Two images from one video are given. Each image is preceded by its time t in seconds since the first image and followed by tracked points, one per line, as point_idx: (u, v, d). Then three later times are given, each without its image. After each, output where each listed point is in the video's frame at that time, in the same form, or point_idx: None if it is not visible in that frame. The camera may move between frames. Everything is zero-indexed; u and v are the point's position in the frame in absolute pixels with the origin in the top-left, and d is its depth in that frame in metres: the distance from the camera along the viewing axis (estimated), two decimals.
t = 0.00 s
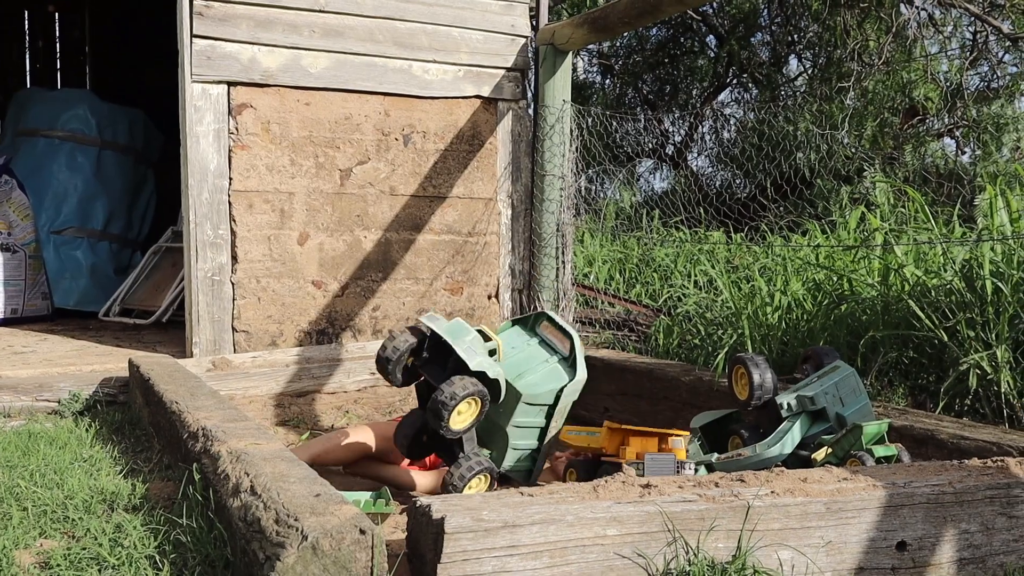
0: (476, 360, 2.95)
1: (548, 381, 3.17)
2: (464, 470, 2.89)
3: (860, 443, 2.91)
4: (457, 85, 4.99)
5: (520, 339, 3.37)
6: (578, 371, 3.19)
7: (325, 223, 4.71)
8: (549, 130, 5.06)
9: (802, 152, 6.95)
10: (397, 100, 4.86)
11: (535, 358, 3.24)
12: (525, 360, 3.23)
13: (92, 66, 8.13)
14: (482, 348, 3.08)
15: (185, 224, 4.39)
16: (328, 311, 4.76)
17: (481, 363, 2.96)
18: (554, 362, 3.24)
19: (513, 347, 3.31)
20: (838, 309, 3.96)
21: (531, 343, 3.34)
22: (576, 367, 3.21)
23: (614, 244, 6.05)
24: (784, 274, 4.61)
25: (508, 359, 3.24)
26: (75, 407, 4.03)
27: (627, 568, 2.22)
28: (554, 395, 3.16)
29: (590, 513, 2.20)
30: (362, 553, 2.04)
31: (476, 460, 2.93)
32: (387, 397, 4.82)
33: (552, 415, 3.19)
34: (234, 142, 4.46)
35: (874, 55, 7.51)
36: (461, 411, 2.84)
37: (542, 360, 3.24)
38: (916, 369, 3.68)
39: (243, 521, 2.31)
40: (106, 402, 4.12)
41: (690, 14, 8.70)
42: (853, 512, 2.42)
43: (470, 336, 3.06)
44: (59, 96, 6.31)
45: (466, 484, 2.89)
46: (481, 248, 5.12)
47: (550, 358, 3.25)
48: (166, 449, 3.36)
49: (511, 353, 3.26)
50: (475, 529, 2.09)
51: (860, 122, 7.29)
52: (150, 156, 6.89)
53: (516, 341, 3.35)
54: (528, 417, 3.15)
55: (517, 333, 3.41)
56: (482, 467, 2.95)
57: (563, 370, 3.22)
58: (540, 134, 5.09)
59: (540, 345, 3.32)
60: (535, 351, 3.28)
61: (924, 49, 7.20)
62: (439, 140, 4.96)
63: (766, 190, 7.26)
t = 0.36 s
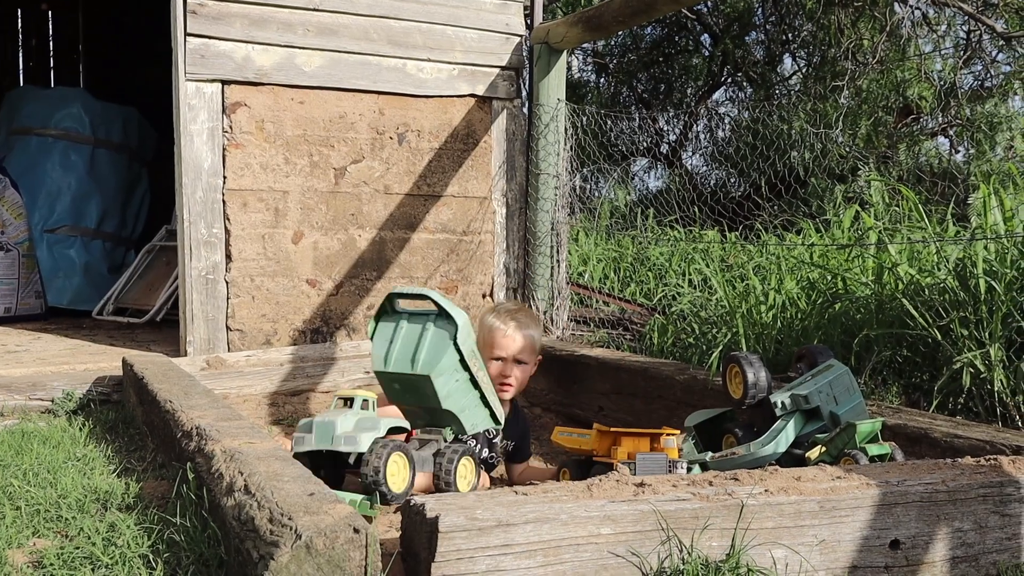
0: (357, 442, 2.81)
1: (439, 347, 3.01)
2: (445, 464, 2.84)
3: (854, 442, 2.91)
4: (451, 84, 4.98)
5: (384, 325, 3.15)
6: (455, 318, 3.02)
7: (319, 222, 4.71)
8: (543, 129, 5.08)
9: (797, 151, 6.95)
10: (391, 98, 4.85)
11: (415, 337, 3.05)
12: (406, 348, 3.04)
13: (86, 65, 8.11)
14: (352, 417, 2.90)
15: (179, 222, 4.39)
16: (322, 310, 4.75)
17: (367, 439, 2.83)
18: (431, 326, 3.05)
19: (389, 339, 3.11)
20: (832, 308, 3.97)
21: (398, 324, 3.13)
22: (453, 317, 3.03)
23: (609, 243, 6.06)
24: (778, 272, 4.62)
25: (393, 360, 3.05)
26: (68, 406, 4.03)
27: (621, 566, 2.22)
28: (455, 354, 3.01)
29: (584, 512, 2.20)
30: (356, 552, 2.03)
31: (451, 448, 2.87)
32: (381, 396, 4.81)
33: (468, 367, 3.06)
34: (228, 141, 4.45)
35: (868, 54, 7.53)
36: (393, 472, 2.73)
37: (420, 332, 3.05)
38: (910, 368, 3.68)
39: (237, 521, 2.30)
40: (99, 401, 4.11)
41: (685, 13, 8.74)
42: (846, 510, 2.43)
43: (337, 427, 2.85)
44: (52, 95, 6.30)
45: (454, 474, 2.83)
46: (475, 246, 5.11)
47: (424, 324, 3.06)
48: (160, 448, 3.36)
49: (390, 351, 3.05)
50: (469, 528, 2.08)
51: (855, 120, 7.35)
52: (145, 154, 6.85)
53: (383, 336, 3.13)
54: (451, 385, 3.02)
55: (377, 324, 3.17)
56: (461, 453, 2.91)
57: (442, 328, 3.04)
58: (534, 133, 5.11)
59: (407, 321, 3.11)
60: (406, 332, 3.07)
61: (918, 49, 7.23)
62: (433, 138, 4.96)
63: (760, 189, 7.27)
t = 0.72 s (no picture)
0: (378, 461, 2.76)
1: (409, 369, 3.06)
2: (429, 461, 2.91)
3: (849, 442, 2.91)
4: (448, 84, 4.98)
5: (345, 350, 3.13)
6: (423, 342, 3.07)
7: (316, 222, 4.71)
8: (540, 130, 5.07)
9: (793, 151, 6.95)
10: (387, 99, 4.85)
11: (382, 363, 3.07)
12: (376, 375, 3.06)
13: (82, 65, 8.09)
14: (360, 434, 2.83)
15: (175, 223, 4.38)
16: (318, 310, 4.75)
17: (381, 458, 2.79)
18: (397, 351, 3.07)
19: (354, 363, 3.09)
20: (828, 309, 3.98)
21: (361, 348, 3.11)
22: (420, 342, 3.07)
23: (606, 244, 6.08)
24: (774, 273, 4.63)
25: (365, 388, 3.07)
26: (64, 406, 4.02)
27: (616, 567, 2.22)
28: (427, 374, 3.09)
29: (579, 512, 2.20)
30: (351, 552, 2.03)
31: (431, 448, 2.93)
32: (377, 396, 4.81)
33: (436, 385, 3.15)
34: (224, 141, 4.45)
35: (864, 55, 7.54)
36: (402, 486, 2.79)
37: (388, 357, 3.07)
38: (906, 368, 3.69)
39: (233, 521, 2.30)
40: (95, 401, 4.11)
41: (682, 14, 8.76)
42: (841, 511, 2.43)
43: (352, 447, 2.76)
44: (48, 95, 6.29)
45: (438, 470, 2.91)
46: (472, 247, 5.11)
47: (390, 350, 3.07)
48: (156, 448, 3.35)
49: (360, 380, 3.06)
50: (465, 528, 2.08)
51: (851, 122, 7.30)
52: (141, 154, 6.84)
53: (348, 362, 3.10)
54: (426, 403, 3.12)
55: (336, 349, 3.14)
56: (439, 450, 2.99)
57: (411, 352, 3.07)
58: (531, 134, 5.10)
59: (370, 344, 3.10)
60: (370, 357, 3.08)
61: (914, 49, 7.24)
62: (430, 139, 4.96)
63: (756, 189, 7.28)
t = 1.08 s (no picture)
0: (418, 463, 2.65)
1: (445, 374, 2.81)
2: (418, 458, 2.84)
3: (849, 440, 2.91)
4: (448, 83, 4.98)
5: (384, 325, 2.82)
6: (467, 354, 2.86)
7: (316, 221, 4.71)
8: (540, 128, 5.08)
9: (794, 151, 6.95)
10: (387, 98, 4.85)
11: (419, 356, 2.79)
12: (411, 364, 2.77)
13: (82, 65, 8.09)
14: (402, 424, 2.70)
15: (175, 222, 4.39)
16: (318, 309, 4.75)
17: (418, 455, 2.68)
18: (439, 350, 2.82)
19: (389, 346, 2.79)
20: (828, 308, 3.97)
21: (402, 334, 2.82)
22: (463, 353, 2.86)
23: (606, 242, 6.07)
24: (775, 271, 4.63)
25: (395, 372, 2.75)
26: (65, 405, 4.03)
27: (615, 565, 2.22)
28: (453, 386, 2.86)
29: (579, 511, 2.20)
30: (351, 551, 2.03)
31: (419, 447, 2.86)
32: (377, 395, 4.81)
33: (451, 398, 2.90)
34: (225, 140, 4.45)
35: (865, 54, 7.53)
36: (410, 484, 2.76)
37: (429, 353, 2.81)
38: (906, 367, 3.69)
39: (232, 520, 2.30)
40: (96, 400, 4.11)
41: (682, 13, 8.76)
42: (841, 509, 2.43)
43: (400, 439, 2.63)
44: (48, 95, 6.29)
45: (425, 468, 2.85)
46: (472, 245, 5.11)
47: (431, 347, 2.82)
48: (155, 448, 3.35)
49: (395, 363, 2.76)
50: (464, 526, 2.08)
51: (852, 121, 7.27)
52: (142, 154, 6.84)
53: (384, 342, 2.79)
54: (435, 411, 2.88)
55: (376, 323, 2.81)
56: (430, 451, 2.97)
57: (452, 356, 2.84)
58: (532, 131, 5.11)
59: (413, 333, 2.82)
60: (412, 345, 2.79)
61: (914, 48, 7.24)
62: (430, 138, 4.96)
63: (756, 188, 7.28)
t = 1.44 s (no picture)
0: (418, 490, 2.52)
1: (504, 366, 2.70)
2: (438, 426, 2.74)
3: (843, 439, 2.92)
4: (443, 81, 4.98)
5: (464, 297, 2.66)
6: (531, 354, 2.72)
7: (310, 219, 4.70)
8: (534, 127, 5.03)
9: (788, 149, 6.96)
10: (382, 96, 4.85)
11: (485, 342, 2.67)
12: (476, 347, 2.66)
13: (77, 63, 8.07)
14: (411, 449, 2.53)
15: (169, 220, 4.38)
16: (313, 308, 4.75)
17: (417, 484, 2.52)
18: (508, 343, 2.69)
19: (461, 321, 2.66)
20: (822, 307, 3.98)
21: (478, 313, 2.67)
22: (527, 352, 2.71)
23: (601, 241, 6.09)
24: (769, 270, 4.64)
25: (459, 349, 2.65)
26: (59, 405, 4.02)
27: (609, 564, 2.22)
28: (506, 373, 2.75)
29: (573, 510, 2.20)
30: (344, 550, 2.03)
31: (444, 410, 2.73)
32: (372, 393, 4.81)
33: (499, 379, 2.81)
34: (219, 139, 4.44)
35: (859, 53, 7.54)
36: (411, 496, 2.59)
37: (496, 341, 2.68)
38: (900, 365, 3.70)
39: (226, 519, 2.29)
40: (89, 399, 4.10)
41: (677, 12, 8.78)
42: (835, 507, 2.43)
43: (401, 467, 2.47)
44: (42, 93, 6.28)
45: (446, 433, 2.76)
46: (467, 244, 5.11)
47: (499, 336, 2.68)
48: (149, 447, 3.35)
49: (461, 340, 2.65)
50: (457, 525, 2.08)
51: (846, 120, 7.31)
52: (135, 151, 6.82)
53: (459, 315, 2.66)
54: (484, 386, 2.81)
55: (456, 292, 2.66)
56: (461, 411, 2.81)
57: (517, 352, 2.70)
58: (526, 130, 5.06)
59: (490, 317, 2.66)
60: (484, 329, 2.66)
61: (908, 47, 7.26)
62: (425, 136, 4.96)
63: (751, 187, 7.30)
